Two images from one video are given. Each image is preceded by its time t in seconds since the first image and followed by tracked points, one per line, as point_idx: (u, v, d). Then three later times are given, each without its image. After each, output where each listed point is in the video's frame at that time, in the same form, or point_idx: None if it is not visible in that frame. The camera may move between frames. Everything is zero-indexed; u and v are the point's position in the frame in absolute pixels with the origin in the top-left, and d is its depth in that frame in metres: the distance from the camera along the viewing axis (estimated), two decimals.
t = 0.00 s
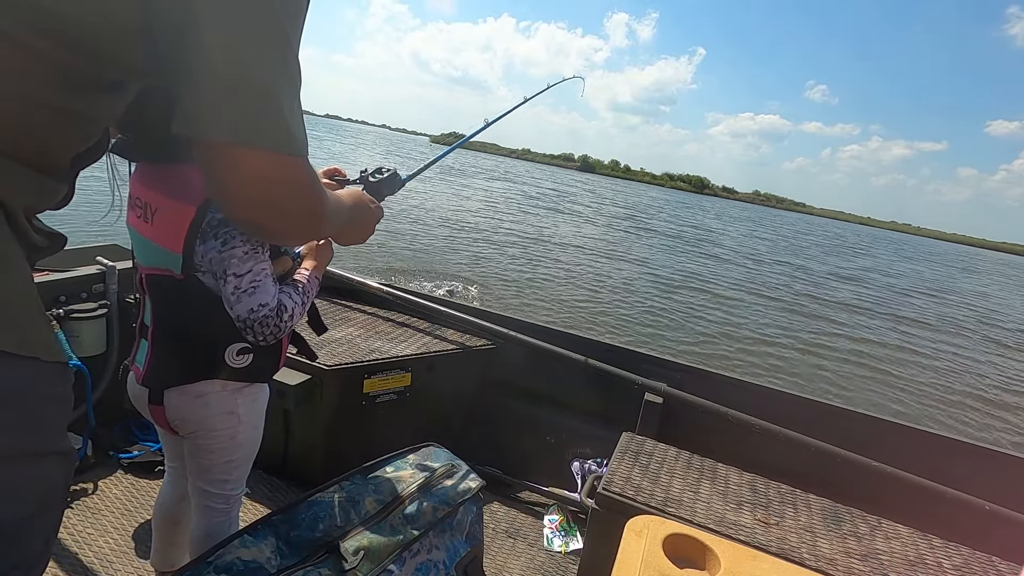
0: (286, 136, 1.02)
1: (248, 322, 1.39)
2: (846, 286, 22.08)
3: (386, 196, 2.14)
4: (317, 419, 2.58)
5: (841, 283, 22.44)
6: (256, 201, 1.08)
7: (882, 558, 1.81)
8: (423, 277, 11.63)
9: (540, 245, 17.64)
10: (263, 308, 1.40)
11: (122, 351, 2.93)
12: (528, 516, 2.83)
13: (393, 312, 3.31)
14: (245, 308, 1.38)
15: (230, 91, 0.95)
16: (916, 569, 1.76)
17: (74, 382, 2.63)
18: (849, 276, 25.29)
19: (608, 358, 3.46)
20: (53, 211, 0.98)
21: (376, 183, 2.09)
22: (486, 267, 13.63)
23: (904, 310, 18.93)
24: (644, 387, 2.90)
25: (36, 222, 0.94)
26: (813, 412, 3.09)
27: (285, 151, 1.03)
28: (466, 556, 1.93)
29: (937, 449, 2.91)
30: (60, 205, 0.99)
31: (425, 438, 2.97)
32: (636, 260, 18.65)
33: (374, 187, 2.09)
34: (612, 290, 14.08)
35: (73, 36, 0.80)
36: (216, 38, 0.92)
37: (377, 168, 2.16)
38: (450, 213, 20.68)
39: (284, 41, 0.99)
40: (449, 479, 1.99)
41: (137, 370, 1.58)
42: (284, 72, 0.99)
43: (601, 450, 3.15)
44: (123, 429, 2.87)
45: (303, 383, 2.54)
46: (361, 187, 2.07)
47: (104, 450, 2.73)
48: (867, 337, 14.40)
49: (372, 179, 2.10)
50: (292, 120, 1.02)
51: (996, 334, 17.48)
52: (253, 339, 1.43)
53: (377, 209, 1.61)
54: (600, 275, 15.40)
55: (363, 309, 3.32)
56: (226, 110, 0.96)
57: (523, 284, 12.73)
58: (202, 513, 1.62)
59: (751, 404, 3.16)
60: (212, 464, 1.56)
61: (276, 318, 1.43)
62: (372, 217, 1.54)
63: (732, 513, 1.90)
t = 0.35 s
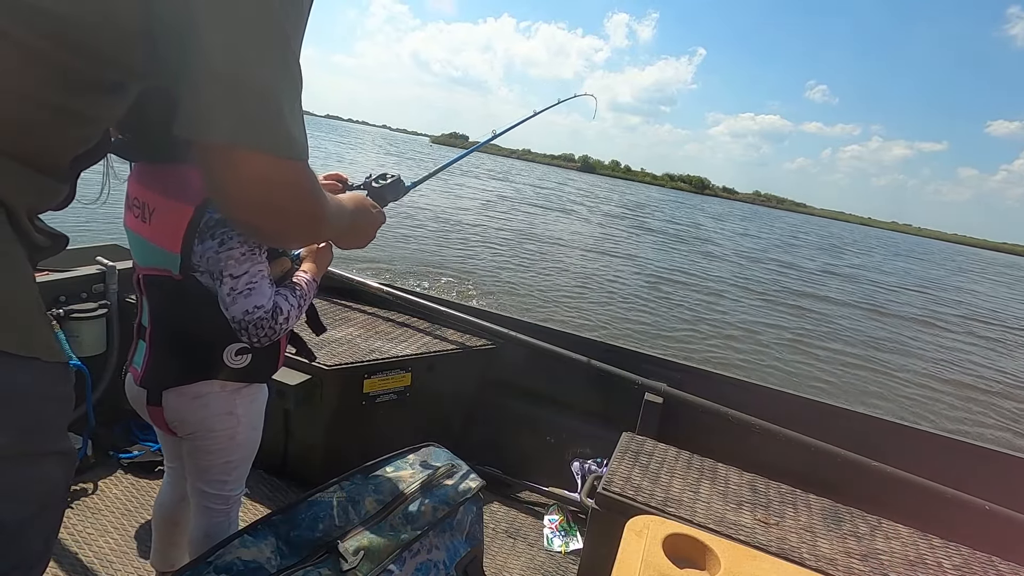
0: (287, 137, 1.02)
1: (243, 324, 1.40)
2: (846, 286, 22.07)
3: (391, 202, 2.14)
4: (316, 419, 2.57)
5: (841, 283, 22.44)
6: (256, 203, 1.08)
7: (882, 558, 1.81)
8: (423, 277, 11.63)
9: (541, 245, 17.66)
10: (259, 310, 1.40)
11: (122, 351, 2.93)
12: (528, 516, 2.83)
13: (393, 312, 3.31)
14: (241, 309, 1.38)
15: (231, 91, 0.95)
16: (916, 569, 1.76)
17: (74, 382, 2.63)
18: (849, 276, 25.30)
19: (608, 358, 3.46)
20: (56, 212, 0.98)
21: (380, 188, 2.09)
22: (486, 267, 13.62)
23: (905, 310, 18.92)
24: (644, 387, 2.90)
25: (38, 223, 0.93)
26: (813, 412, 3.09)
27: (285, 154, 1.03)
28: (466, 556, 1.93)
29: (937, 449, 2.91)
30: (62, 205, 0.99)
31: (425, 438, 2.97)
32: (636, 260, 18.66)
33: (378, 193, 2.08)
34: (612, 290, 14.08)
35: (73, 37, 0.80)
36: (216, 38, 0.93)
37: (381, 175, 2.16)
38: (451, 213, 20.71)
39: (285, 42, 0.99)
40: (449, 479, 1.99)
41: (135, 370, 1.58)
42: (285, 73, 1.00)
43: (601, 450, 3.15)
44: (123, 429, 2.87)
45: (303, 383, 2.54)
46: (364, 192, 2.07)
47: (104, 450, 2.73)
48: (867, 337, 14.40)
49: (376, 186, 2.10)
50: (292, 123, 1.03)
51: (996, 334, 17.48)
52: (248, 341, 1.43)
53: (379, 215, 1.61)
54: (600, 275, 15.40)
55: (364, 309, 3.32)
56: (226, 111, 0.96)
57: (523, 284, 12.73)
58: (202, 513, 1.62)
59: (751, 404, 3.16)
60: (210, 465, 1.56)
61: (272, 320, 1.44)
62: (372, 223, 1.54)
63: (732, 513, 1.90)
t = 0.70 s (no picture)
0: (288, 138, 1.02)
1: (242, 323, 1.40)
2: (847, 285, 22.07)
3: (390, 201, 2.14)
4: (316, 419, 2.57)
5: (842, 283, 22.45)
6: (257, 205, 1.09)
7: (882, 558, 1.81)
8: (424, 276, 11.63)
9: (541, 245, 17.67)
10: (257, 310, 1.41)
11: (122, 351, 2.93)
12: (528, 516, 2.83)
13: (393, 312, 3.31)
14: (238, 309, 1.39)
15: (231, 90, 0.95)
16: (916, 569, 1.76)
17: (75, 382, 2.64)
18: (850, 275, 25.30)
19: (608, 358, 3.46)
20: (56, 212, 0.98)
21: (379, 188, 2.10)
22: (487, 267, 13.62)
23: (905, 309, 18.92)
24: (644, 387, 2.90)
25: (38, 222, 0.93)
26: (814, 412, 3.09)
27: (286, 156, 1.03)
28: (466, 556, 1.93)
29: (938, 449, 2.91)
30: (62, 206, 0.99)
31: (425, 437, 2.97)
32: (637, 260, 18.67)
33: (378, 191, 2.08)
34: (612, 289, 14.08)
35: (72, 37, 0.79)
36: (217, 38, 0.93)
37: (381, 172, 2.15)
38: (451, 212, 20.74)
39: (286, 43, 0.99)
40: (449, 479, 1.99)
41: (134, 371, 1.58)
42: (286, 73, 1.00)
43: (601, 450, 3.15)
44: (123, 429, 2.87)
45: (303, 383, 2.54)
46: (364, 191, 2.07)
47: (104, 450, 2.73)
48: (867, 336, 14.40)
49: (376, 185, 2.10)
50: (293, 126, 1.03)
51: (996, 334, 17.48)
52: (247, 340, 1.44)
53: (379, 213, 1.60)
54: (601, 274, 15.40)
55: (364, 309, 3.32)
56: (226, 111, 0.96)
57: (524, 284, 12.73)
58: (201, 514, 1.62)
59: (752, 404, 3.16)
60: (209, 465, 1.57)
61: (270, 319, 1.44)
62: (372, 222, 1.54)
63: (732, 513, 1.90)
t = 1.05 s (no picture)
0: (288, 139, 1.02)
1: (238, 318, 1.40)
2: (847, 284, 22.06)
3: (387, 200, 2.14)
4: (316, 419, 2.57)
5: (842, 282, 22.45)
6: (258, 208, 1.09)
7: (882, 558, 1.81)
8: (424, 276, 11.63)
9: (541, 244, 17.67)
10: (253, 305, 1.40)
11: (122, 351, 2.93)
12: (528, 516, 2.83)
13: (393, 312, 3.31)
14: (235, 304, 1.38)
15: (230, 91, 0.95)
16: (917, 569, 1.76)
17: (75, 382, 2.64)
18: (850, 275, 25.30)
19: (608, 358, 3.46)
20: (55, 213, 0.98)
21: (376, 187, 2.09)
22: (487, 267, 13.62)
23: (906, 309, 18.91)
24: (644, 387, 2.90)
25: (37, 223, 0.93)
26: (814, 412, 3.09)
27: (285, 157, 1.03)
28: (466, 556, 1.93)
29: (938, 449, 2.91)
30: (62, 207, 0.99)
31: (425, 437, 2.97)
32: (637, 259, 18.67)
33: (375, 192, 2.08)
34: (612, 289, 14.08)
35: (71, 38, 0.79)
36: (215, 37, 0.92)
37: (376, 171, 2.15)
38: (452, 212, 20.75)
39: (284, 42, 0.99)
40: (449, 479, 1.99)
41: (134, 372, 1.58)
42: (285, 72, 1.00)
43: (601, 450, 3.15)
44: (123, 430, 2.87)
45: (302, 382, 2.54)
46: (360, 191, 2.07)
47: (104, 450, 2.73)
48: (867, 336, 14.39)
49: (371, 183, 2.10)
50: (292, 129, 1.03)
51: (997, 333, 17.47)
52: (243, 336, 1.43)
53: (376, 212, 1.60)
54: (601, 274, 15.40)
55: (363, 308, 3.32)
56: (225, 111, 0.96)
57: (524, 283, 12.73)
58: (201, 514, 1.62)
59: (751, 404, 3.16)
60: (209, 466, 1.57)
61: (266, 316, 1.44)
62: (370, 221, 1.53)
63: (732, 513, 1.90)
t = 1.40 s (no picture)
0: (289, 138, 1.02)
1: (240, 314, 1.39)
2: (846, 285, 22.08)
3: (384, 197, 2.14)
4: (316, 419, 2.57)
5: (841, 284, 22.47)
6: (261, 208, 1.10)
7: (882, 558, 1.81)
8: (423, 277, 11.63)
9: (541, 245, 17.69)
10: (256, 301, 1.39)
11: (122, 351, 2.93)
12: (528, 517, 2.83)
13: (393, 312, 3.31)
14: (238, 299, 1.38)
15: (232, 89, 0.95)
16: (916, 569, 1.76)
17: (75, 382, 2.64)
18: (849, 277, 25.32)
19: (607, 358, 3.46)
20: (58, 215, 0.98)
21: (374, 183, 2.09)
22: (486, 268, 13.62)
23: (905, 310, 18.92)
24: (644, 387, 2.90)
25: (39, 225, 0.93)
26: (813, 412, 3.09)
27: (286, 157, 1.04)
28: (466, 556, 1.93)
29: (937, 449, 2.91)
30: (64, 208, 0.99)
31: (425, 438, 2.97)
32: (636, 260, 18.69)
33: (372, 187, 2.08)
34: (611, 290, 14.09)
35: (73, 40, 0.79)
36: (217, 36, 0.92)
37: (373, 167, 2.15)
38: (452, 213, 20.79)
39: (285, 41, 0.99)
40: (449, 479, 1.99)
41: (136, 371, 1.58)
42: (285, 70, 0.99)
43: (601, 450, 3.15)
44: (123, 430, 2.87)
45: (303, 382, 2.54)
46: (358, 187, 2.07)
47: (104, 450, 2.73)
48: (866, 337, 14.40)
49: (369, 179, 2.09)
50: (294, 129, 1.03)
51: (996, 335, 17.48)
52: (245, 331, 1.42)
53: (376, 209, 1.59)
54: (601, 275, 15.41)
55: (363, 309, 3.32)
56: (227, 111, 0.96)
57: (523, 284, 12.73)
58: (202, 514, 1.62)
59: (751, 404, 3.17)
60: (210, 466, 1.57)
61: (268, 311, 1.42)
62: (370, 218, 1.53)
63: (732, 513, 1.90)
